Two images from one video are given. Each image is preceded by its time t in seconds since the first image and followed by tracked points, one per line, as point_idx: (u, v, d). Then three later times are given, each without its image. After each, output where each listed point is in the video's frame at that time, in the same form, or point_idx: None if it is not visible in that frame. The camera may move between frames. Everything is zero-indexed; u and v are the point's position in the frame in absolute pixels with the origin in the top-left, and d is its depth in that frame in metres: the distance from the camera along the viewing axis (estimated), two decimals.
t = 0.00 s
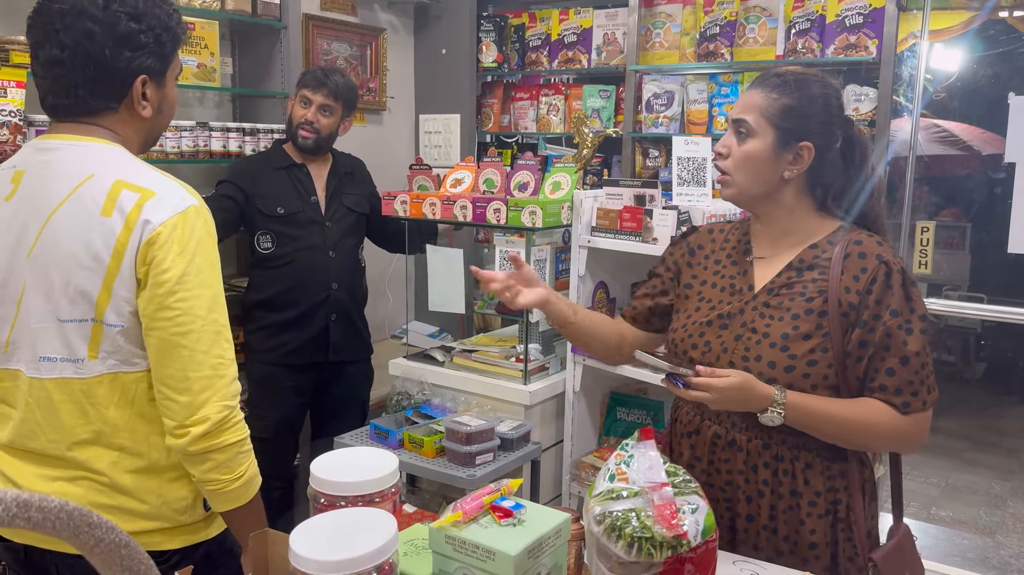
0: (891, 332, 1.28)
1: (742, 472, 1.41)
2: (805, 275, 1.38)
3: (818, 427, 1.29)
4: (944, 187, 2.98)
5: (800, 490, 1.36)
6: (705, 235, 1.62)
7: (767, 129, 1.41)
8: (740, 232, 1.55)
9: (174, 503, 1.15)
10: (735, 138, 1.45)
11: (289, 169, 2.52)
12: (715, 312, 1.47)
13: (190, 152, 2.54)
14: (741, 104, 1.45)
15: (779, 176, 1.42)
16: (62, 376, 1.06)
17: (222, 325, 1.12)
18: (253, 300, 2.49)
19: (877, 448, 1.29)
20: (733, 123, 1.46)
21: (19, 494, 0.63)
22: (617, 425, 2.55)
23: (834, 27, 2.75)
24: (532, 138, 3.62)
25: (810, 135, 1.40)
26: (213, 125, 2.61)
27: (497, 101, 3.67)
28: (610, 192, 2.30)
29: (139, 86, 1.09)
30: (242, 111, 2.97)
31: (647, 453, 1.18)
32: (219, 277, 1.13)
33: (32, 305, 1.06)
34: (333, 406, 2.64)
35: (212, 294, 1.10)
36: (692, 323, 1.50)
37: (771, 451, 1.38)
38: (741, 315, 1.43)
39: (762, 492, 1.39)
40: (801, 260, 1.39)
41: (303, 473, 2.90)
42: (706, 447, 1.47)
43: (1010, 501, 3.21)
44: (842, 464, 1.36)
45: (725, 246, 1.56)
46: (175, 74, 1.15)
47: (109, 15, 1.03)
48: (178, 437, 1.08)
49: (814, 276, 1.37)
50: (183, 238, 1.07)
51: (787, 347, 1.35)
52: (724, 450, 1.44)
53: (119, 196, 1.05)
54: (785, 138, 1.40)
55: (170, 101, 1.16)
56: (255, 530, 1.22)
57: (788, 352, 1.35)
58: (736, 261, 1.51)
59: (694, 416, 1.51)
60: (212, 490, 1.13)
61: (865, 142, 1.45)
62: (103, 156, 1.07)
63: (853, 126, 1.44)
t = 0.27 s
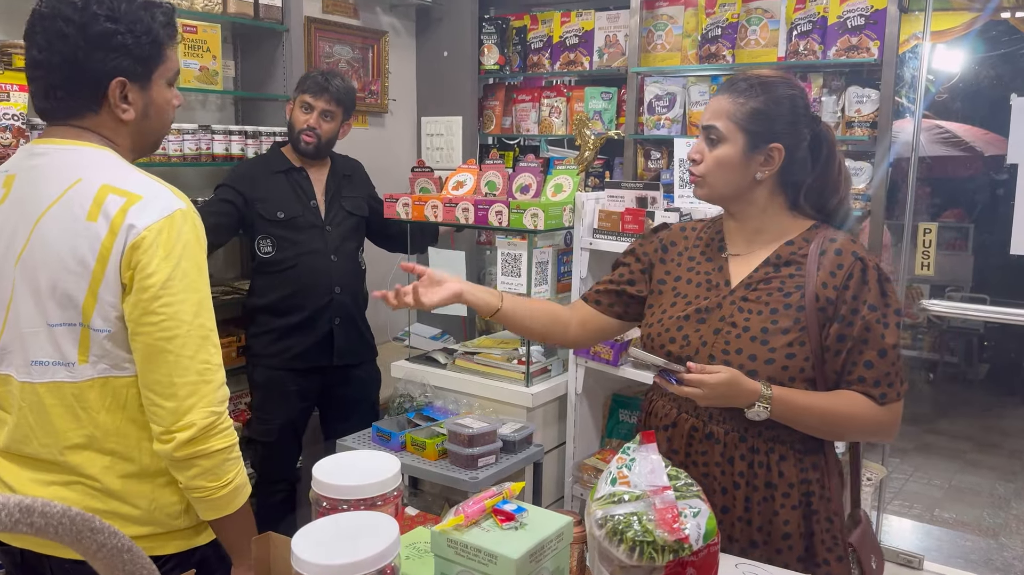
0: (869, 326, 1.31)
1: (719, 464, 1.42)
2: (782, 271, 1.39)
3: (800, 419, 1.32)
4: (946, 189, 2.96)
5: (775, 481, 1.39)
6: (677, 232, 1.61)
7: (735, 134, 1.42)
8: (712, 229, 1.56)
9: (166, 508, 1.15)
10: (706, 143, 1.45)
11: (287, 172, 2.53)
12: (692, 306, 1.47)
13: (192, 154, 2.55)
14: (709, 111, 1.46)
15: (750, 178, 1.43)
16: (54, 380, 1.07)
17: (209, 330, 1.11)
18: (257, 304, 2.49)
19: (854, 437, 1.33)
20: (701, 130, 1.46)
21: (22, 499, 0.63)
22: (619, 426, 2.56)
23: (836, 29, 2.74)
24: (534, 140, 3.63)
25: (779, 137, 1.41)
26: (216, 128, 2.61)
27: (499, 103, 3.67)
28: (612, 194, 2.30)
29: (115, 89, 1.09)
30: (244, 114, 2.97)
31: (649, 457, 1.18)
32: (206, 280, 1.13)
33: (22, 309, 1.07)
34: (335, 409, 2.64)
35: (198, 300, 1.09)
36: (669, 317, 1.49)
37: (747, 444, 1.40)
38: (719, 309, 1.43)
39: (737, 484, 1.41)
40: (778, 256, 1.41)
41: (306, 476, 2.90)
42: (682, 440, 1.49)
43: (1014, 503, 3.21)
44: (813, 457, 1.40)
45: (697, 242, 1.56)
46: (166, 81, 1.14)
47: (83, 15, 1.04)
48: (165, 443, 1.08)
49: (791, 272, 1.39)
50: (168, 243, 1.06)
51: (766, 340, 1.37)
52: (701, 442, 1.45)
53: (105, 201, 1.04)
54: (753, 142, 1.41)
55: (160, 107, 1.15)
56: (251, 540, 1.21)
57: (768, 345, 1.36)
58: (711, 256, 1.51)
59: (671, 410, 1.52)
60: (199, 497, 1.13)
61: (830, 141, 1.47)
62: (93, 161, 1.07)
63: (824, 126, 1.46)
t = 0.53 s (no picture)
0: (840, 323, 1.38)
1: (694, 459, 1.49)
2: (754, 270, 1.45)
3: (776, 415, 1.37)
4: (949, 190, 2.97)
5: (748, 477, 1.45)
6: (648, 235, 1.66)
7: (708, 136, 1.47)
8: (683, 232, 1.61)
9: (157, 515, 1.15)
10: (678, 147, 1.51)
11: (290, 178, 2.53)
12: (666, 305, 1.51)
13: (196, 158, 2.56)
14: (682, 114, 1.51)
15: (720, 180, 1.48)
16: (47, 383, 1.07)
17: (191, 340, 1.10)
18: (255, 307, 2.49)
19: (828, 430, 1.39)
20: (676, 132, 1.51)
21: (27, 504, 0.63)
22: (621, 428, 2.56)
23: (838, 31, 2.74)
24: (537, 142, 3.64)
25: (748, 140, 1.46)
26: (219, 132, 2.62)
27: (502, 106, 3.68)
28: (615, 197, 2.30)
29: (95, 93, 1.09)
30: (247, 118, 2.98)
31: (651, 461, 1.18)
32: (191, 290, 1.11)
33: (14, 313, 1.07)
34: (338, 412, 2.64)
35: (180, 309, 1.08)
36: (642, 316, 1.53)
37: (721, 440, 1.47)
38: (693, 308, 1.47)
39: (711, 479, 1.48)
40: (750, 256, 1.47)
41: (309, 479, 2.91)
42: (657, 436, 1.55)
43: (1019, 505, 3.20)
44: (782, 454, 1.48)
45: (668, 245, 1.61)
46: (158, 85, 1.14)
47: (59, 22, 1.05)
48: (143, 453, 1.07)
49: (762, 271, 1.45)
50: (150, 251, 1.05)
51: (739, 337, 1.42)
52: (675, 439, 1.52)
53: (90, 206, 1.04)
54: (725, 144, 1.46)
55: (148, 113, 1.14)
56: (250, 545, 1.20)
57: (742, 342, 1.41)
58: (682, 258, 1.57)
59: (646, 407, 1.58)
60: (182, 508, 1.11)
61: (800, 144, 1.51)
62: (84, 167, 1.07)
63: (790, 130, 1.51)
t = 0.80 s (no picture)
0: (817, 322, 1.45)
1: (679, 456, 1.53)
2: (735, 271, 1.52)
3: (756, 412, 1.43)
4: (954, 192, 2.93)
5: (730, 472, 1.51)
6: (631, 237, 1.72)
7: (690, 144, 1.53)
8: (665, 234, 1.67)
9: (163, 516, 1.15)
10: (661, 155, 1.57)
11: (290, 180, 2.53)
12: (649, 305, 1.57)
13: (201, 161, 2.56)
14: (663, 123, 1.57)
15: (706, 185, 1.55)
16: (57, 383, 1.08)
17: (194, 345, 1.09)
18: (256, 311, 2.50)
19: (805, 428, 1.46)
20: (657, 142, 1.56)
21: (38, 505, 0.63)
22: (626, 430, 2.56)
23: (842, 33, 2.74)
24: (541, 144, 3.64)
25: (729, 145, 1.53)
26: (224, 135, 2.63)
27: (506, 108, 3.68)
28: (619, 199, 2.35)
29: (106, 97, 1.10)
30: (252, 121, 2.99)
31: (658, 463, 1.18)
32: (196, 295, 1.11)
33: (23, 314, 1.08)
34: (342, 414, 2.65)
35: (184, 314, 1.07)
36: (626, 315, 1.59)
37: (704, 437, 1.52)
38: (675, 307, 1.54)
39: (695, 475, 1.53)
40: (731, 257, 1.53)
41: (314, 481, 2.91)
42: (641, 434, 1.58)
43: None
44: (762, 450, 1.54)
45: (651, 246, 1.67)
46: (170, 88, 1.14)
47: (71, 26, 1.05)
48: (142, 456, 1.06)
49: (742, 271, 1.51)
50: (154, 255, 1.05)
51: (721, 335, 1.48)
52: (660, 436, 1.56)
53: (97, 209, 1.04)
54: (708, 150, 1.53)
55: (159, 116, 1.14)
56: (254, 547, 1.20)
57: (723, 340, 1.47)
58: (664, 259, 1.63)
59: (630, 405, 1.62)
60: (182, 512, 1.11)
61: (774, 147, 1.60)
62: (92, 170, 1.08)
63: (761, 126, 1.58)
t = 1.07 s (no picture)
0: (814, 323, 1.46)
1: (678, 456, 1.53)
2: (733, 273, 1.52)
3: (754, 411, 1.43)
4: (960, 194, 2.93)
5: (730, 472, 1.51)
6: (628, 240, 1.72)
7: (702, 154, 1.51)
8: (661, 238, 1.67)
9: (181, 518, 1.16)
10: (673, 168, 1.53)
11: (292, 187, 2.54)
12: (649, 308, 1.57)
13: (208, 165, 2.57)
14: (668, 134, 1.53)
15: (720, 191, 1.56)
16: (75, 386, 1.09)
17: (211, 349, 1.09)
18: (261, 315, 2.51)
19: (803, 426, 1.46)
20: (666, 154, 1.53)
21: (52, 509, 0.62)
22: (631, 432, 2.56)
23: (847, 35, 2.75)
24: (545, 147, 3.65)
25: (740, 151, 1.55)
26: (230, 139, 2.64)
27: (510, 111, 3.69)
28: (625, 201, 2.31)
29: (123, 105, 1.10)
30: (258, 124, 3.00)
31: (666, 467, 1.18)
32: (214, 300, 1.11)
33: (42, 318, 1.10)
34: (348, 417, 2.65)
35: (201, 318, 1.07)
36: (626, 318, 1.59)
37: (704, 436, 1.52)
38: (675, 309, 1.54)
39: (696, 475, 1.53)
40: (728, 260, 1.54)
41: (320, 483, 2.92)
42: (641, 435, 1.58)
43: None
44: (761, 450, 1.54)
45: (649, 248, 1.67)
46: (186, 94, 1.15)
47: (86, 35, 1.06)
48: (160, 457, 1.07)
49: (740, 273, 1.52)
50: (171, 259, 1.05)
51: (721, 336, 1.48)
52: (660, 436, 1.56)
53: (115, 214, 1.05)
54: (721, 160, 1.53)
55: (175, 123, 1.15)
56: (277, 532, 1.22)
57: (723, 341, 1.48)
58: (664, 262, 1.62)
59: (630, 406, 1.62)
60: (205, 510, 1.12)
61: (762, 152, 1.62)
62: (110, 175, 1.08)
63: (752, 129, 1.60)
